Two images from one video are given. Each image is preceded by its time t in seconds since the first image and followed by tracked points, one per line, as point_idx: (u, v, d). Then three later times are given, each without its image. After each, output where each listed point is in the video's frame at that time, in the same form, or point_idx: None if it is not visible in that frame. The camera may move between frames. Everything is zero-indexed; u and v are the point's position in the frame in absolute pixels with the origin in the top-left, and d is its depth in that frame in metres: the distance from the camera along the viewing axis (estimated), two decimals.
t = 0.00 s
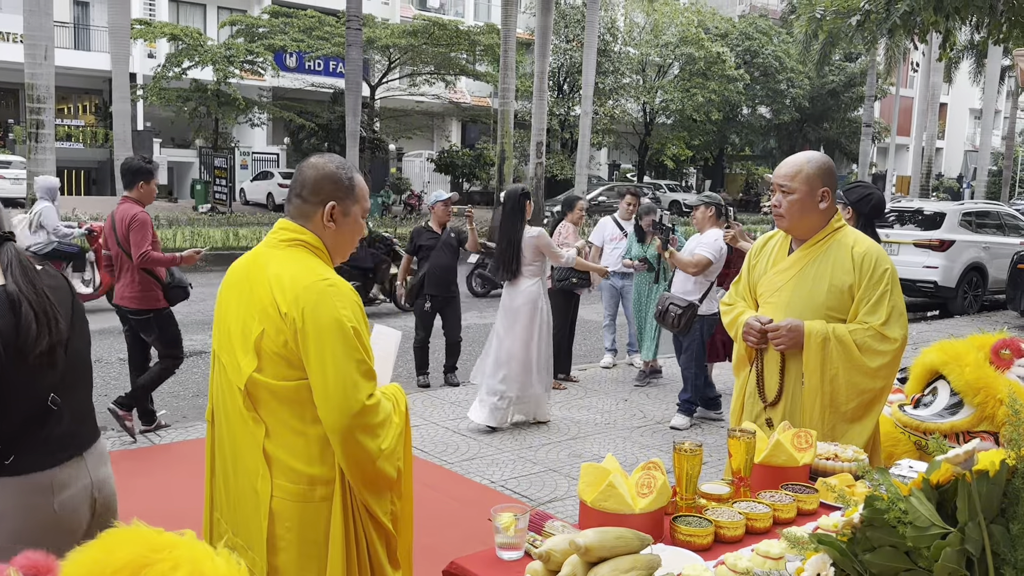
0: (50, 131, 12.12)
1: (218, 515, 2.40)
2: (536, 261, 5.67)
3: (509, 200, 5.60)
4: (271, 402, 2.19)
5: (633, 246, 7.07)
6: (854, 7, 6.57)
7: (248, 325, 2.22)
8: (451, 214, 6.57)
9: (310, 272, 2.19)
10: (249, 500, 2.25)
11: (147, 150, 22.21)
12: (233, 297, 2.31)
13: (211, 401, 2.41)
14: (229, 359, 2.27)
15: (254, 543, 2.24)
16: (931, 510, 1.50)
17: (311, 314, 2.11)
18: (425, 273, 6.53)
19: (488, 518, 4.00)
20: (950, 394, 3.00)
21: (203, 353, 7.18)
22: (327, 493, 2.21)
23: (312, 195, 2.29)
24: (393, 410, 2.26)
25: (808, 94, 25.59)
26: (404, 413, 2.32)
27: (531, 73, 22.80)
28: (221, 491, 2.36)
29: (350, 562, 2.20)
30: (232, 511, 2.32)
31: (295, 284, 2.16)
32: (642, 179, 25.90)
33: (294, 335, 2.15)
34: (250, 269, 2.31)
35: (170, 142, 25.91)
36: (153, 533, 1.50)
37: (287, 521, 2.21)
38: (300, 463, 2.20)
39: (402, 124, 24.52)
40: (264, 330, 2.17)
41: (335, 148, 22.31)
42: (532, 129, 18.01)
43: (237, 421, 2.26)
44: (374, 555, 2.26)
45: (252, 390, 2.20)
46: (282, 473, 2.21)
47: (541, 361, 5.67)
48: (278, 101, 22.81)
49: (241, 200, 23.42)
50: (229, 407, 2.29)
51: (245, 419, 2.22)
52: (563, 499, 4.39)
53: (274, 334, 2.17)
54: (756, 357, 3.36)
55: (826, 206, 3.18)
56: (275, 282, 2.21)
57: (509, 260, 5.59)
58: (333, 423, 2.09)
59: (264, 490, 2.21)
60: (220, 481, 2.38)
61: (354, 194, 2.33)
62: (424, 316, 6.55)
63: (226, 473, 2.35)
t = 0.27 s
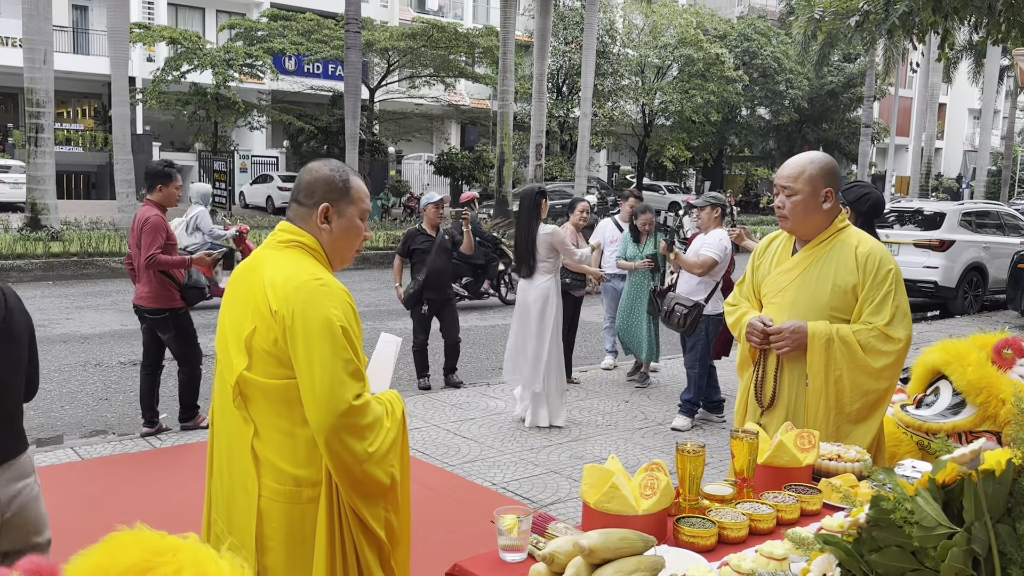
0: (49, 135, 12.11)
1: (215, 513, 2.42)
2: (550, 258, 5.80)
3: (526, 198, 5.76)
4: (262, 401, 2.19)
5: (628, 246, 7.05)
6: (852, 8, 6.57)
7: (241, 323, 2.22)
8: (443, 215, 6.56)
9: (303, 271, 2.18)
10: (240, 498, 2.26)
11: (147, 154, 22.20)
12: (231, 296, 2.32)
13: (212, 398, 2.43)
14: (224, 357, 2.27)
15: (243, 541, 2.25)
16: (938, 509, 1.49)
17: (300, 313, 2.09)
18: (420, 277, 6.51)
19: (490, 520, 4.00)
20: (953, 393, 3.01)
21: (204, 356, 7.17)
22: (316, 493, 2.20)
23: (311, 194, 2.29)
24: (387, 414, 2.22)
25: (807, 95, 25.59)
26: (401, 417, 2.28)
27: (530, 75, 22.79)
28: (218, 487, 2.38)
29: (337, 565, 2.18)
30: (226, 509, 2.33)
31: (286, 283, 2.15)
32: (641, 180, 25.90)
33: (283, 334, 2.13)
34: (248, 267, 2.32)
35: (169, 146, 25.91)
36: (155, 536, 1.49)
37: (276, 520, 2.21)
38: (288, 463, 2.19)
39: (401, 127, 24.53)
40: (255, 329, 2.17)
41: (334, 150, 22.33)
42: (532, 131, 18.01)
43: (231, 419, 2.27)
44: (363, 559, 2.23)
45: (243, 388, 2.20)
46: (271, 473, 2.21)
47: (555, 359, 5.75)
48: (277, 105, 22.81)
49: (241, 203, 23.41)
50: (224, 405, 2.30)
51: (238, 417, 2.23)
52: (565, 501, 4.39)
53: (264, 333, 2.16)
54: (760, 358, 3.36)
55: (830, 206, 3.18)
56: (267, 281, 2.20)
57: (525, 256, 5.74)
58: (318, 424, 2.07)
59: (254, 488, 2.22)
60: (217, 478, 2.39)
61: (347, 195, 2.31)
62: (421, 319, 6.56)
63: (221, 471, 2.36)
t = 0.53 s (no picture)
0: (49, 139, 12.10)
1: (217, 512, 2.43)
2: (560, 261, 5.91)
3: (538, 201, 5.92)
4: (260, 399, 2.19)
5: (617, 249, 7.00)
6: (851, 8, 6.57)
7: (242, 321, 2.23)
8: (440, 217, 6.51)
9: (303, 270, 2.18)
10: (237, 497, 2.26)
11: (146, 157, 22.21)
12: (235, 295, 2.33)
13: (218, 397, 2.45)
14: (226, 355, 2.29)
15: (240, 540, 2.25)
16: (944, 510, 1.50)
17: (297, 312, 2.09)
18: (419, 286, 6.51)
19: (493, 522, 4.00)
20: (955, 393, 3.00)
21: (204, 359, 7.17)
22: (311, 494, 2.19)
23: (315, 196, 2.30)
24: (386, 417, 2.20)
25: (806, 95, 25.61)
26: (402, 421, 2.26)
27: (528, 76, 22.80)
28: (220, 486, 2.39)
29: (332, 568, 2.16)
30: (226, 507, 2.34)
31: (286, 282, 2.15)
32: (640, 181, 25.92)
33: (282, 333, 2.13)
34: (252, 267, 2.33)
35: (168, 149, 25.92)
36: (157, 540, 1.50)
37: (272, 520, 2.20)
38: (284, 462, 2.19)
39: (400, 129, 24.54)
40: (254, 328, 2.18)
41: (334, 153, 22.36)
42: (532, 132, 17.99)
43: (232, 417, 2.27)
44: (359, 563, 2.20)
45: (242, 387, 2.21)
46: (268, 472, 2.21)
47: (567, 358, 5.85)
48: (276, 107, 22.81)
49: (240, 206, 23.41)
50: (226, 404, 2.30)
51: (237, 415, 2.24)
52: (568, 502, 4.39)
53: (262, 331, 2.17)
54: (764, 359, 3.37)
55: (836, 207, 3.18)
56: (268, 280, 2.20)
57: (536, 260, 5.87)
58: (312, 424, 2.06)
59: (251, 487, 2.22)
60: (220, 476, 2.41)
61: (346, 195, 2.29)
62: (420, 322, 6.54)
63: (222, 468, 2.37)
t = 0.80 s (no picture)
0: (47, 142, 12.11)
1: (233, 518, 2.41)
2: (565, 258, 6.03)
3: (548, 198, 5.97)
4: (283, 404, 2.18)
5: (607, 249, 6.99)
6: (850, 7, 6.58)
7: (264, 326, 2.22)
8: (441, 217, 6.50)
9: (326, 275, 2.18)
10: (258, 501, 2.25)
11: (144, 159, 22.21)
12: (254, 299, 2.32)
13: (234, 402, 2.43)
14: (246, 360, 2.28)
15: (260, 546, 2.24)
16: (947, 508, 1.50)
17: (322, 318, 2.09)
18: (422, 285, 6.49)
19: (494, 523, 4.00)
20: (956, 392, 3.00)
21: (205, 361, 7.16)
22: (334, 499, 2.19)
23: (335, 198, 2.31)
24: (410, 421, 2.21)
25: (804, 94, 25.63)
26: (423, 425, 2.27)
27: (527, 77, 22.80)
28: (238, 490, 2.37)
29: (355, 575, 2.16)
30: (245, 512, 2.32)
31: (309, 288, 2.15)
32: (639, 181, 25.95)
33: (305, 338, 2.13)
34: (271, 271, 2.33)
35: (167, 151, 25.94)
36: (156, 543, 1.49)
37: (293, 525, 2.20)
38: (307, 468, 2.19)
39: (399, 130, 24.55)
40: (277, 333, 2.17)
41: (332, 154, 22.38)
42: (531, 133, 17.99)
43: (253, 422, 2.26)
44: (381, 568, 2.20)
45: (264, 392, 2.20)
46: (290, 477, 2.20)
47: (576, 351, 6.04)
48: (275, 109, 22.82)
49: (240, 208, 23.42)
50: (246, 409, 2.29)
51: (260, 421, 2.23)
52: (569, 502, 4.39)
53: (286, 336, 2.16)
54: (769, 361, 3.37)
55: (843, 206, 3.19)
56: (290, 285, 2.20)
57: (542, 255, 6.01)
58: (339, 430, 2.06)
59: (273, 492, 2.21)
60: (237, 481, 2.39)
61: (366, 196, 2.30)
62: (424, 322, 6.57)
63: (241, 474, 2.35)
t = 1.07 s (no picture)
0: (46, 144, 12.10)
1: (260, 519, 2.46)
2: (569, 255, 6.03)
3: (557, 197, 5.98)
4: (315, 410, 2.25)
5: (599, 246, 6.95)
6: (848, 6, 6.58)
7: (292, 333, 2.27)
8: (442, 218, 6.49)
9: (355, 283, 2.24)
10: (291, 505, 2.30)
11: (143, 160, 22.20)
12: (278, 307, 2.37)
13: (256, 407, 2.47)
14: (275, 367, 2.32)
15: (292, 548, 2.30)
16: (951, 508, 1.49)
17: (356, 327, 2.15)
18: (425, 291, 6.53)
19: (495, 524, 4.00)
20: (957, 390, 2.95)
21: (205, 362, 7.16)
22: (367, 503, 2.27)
23: (360, 204, 2.35)
24: (437, 424, 2.31)
25: (803, 93, 25.64)
26: (447, 427, 2.37)
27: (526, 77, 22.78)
28: (265, 495, 2.42)
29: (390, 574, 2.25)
30: (275, 515, 2.38)
31: (339, 296, 2.21)
32: (638, 181, 25.94)
33: (338, 347, 2.19)
34: (294, 277, 2.37)
35: (166, 152, 25.94)
36: (156, 545, 1.50)
37: (328, 528, 2.26)
38: (340, 471, 2.25)
39: (398, 130, 24.54)
40: (309, 341, 2.23)
41: (331, 155, 22.35)
42: (530, 133, 17.98)
43: (282, 428, 2.31)
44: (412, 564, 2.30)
45: (296, 399, 2.26)
46: (323, 482, 2.27)
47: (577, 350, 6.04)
48: (273, 110, 22.80)
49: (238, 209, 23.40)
50: (273, 415, 2.34)
51: (292, 427, 2.28)
52: (570, 503, 4.39)
53: (319, 344, 2.22)
54: (769, 361, 3.36)
55: (846, 204, 3.19)
56: (319, 293, 2.25)
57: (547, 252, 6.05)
58: (376, 436, 2.15)
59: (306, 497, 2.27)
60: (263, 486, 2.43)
61: (394, 204, 2.35)
62: (427, 321, 6.58)
63: (269, 478, 2.40)
